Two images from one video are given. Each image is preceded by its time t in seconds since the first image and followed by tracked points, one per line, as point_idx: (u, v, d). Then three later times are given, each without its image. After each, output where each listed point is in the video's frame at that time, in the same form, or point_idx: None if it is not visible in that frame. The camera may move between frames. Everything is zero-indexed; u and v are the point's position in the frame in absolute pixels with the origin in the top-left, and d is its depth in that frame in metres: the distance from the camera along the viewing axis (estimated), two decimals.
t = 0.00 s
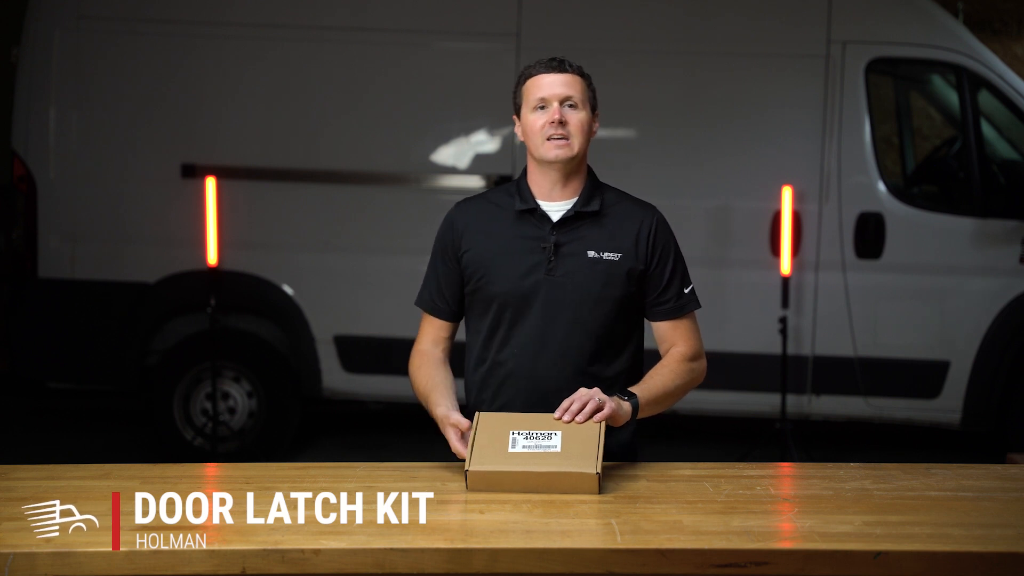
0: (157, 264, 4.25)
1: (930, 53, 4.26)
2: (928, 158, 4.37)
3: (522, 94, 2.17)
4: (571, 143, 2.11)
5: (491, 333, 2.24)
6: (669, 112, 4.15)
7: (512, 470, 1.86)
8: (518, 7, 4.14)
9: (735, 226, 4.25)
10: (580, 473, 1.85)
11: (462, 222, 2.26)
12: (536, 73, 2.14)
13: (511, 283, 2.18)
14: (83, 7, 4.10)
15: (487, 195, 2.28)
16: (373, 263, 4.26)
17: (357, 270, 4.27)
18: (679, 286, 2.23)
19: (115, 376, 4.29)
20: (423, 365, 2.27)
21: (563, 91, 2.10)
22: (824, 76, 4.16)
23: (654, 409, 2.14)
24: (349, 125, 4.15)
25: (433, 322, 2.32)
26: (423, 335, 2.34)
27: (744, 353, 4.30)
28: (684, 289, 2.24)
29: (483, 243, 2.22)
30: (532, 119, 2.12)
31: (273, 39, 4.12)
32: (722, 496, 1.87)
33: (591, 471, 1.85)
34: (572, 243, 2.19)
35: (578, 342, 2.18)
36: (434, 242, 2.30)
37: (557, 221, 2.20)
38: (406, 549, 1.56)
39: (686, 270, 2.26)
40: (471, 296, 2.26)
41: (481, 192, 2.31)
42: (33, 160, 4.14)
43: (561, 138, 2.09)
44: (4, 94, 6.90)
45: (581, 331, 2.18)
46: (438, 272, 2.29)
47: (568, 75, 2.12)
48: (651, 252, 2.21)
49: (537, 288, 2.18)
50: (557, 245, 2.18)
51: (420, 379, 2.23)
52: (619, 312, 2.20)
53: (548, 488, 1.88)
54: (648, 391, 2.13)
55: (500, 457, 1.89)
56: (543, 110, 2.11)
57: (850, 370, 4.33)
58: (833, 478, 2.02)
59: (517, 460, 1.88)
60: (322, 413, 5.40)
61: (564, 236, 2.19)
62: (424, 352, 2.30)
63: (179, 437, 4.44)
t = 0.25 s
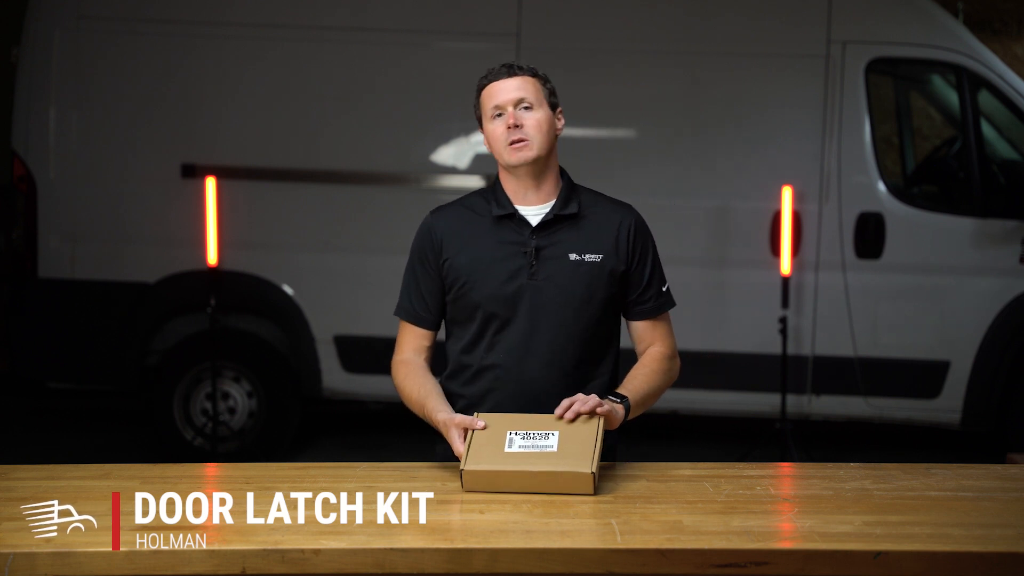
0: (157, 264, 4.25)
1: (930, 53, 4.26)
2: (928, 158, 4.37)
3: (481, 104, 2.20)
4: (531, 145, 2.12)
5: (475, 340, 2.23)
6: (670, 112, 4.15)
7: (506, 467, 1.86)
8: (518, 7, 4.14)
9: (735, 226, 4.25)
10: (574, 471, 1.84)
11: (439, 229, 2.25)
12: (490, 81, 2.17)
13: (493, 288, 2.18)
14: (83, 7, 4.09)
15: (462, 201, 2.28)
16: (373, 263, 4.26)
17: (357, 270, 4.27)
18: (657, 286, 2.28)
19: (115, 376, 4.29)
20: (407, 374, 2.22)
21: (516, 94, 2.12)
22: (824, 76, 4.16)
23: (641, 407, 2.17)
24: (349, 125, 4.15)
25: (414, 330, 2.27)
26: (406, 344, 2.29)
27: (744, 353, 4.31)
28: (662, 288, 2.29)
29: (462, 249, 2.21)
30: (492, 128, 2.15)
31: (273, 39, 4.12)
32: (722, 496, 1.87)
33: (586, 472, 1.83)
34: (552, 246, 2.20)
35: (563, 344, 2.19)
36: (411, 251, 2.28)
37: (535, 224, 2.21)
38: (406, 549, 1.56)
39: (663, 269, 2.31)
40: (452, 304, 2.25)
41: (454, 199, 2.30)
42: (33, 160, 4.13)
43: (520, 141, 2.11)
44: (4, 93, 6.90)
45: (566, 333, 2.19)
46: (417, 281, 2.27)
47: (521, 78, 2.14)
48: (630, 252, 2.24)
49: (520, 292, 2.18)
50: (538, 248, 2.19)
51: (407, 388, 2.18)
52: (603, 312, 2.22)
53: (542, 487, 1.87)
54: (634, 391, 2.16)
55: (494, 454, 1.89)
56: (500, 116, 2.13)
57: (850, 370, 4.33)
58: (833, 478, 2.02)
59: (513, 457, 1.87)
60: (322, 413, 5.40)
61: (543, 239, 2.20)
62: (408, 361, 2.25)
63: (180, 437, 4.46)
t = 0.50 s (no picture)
0: (157, 264, 4.25)
1: (930, 53, 4.26)
2: (928, 158, 4.36)
3: (464, 107, 2.19)
4: (519, 148, 2.13)
5: (466, 343, 2.26)
6: (670, 112, 4.15)
7: (490, 409, 1.79)
8: (518, 7, 4.14)
9: (735, 226, 4.25)
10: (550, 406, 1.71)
11: (426, 233, 2.26)
12: (472, 84, 2.17)
13: (483, 291, 2.21)
14: (83, 7, 4.09)
15: (446, 205, 2.28)
16: (373, 264, 4.26)
17: (357, 270, 4.27)
18: (642, 283, 2.32)
19: (115, 376, 4.29)
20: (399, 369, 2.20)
21: (501, 98, 2.12)
22: (824, 76, 4.16)
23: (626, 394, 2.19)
24: (349, 125, 4.15)
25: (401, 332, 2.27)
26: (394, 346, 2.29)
27: (744, 353, 4.31)
28: (647, 285, 2.33)
29: (450, 253, 2.23)
30: (477, 131, 2.15)
31: (273, 39, 4.12)
32: (722, 496, 1.87)
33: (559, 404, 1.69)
34: (540, 248, 2.22)
35: (554, 345, 2.22)
36: (396, 255, 2.28)
37: (522, 226, 2.23)
38: (406, 549, 1.56)
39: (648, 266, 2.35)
40: (440, 307, 2.26)
41: (437, 202, 2.31)
42: (33, 160, 4.13)
43: (508, 145, 2.12)
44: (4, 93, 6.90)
45: (558, 334, 2.22)
46: (404, 285, 2.28)
47: (505, 81, 2.14)
48: (617, 250, 2.28)
49: (511, 294, 2.20)
50: (526, 250, 2.22)
51: (402, 381, 2.16)
52: (592, 311, 2.26)
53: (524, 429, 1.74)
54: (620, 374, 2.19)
55: (487, 404, 1.85)
56: (486, 120, 2.13)
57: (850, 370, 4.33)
58: (833, 478, 2.02)
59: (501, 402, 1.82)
60: (322, 413, 5.40)
61: (531, 241, 2.22)
62: (397, 360, 2.24)
63: (179, 437, 4.46)
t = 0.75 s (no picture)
0: (158, 264, 4.25)
1: (930, 53, 4.26)
2: (928, 158, 4.34)
3: (456, 114, 2.17)
4: (513, 164, 2.15)
5: (458, 345, 2.26)
6: (670, 112, 4.15)
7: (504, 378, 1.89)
8: (518, 7, 4.14)
9: (735, 227, 4.25)
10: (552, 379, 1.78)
11: (415, 235, 2.26)
12: (466, 93, 2.14)
13: (474, 293, 2.22)
14: (83, 7, 4.09)
15: (433, 207, 2.29)
16: (373, 264, 4.26)
17: (357, 270, 4.27)
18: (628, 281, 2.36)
19: (115, 376, 4.29)
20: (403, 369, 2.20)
21: (497, 113, 2.11)
22: (824, 76, 4.16)
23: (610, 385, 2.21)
24: (349, 125, 4.15)
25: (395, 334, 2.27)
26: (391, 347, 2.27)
27: (744, 353, 4.31)
28: (632, 285, 2.37)
29: (440, 255, 2.24)
30: (471, 142, 2.15)
31: (273, 38, 4.12)
32: (722, 496, 1.87)
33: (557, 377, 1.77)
34: (530, 248, 2.24)
35: (545, 344, 2.24)
36: (385, 258, 2.28)
37: (511, 227, 2.25)
38: (406, 549, 1.56)
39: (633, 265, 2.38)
40: (431, 309, 2.27)
41: (425, 204, 2.32)
42: (33, 160, 4.13)
43: (502, 161, 2.14)
44: (4, 93, 6.90)
45: (550, 334, 2.24)
46: (393, 288, 2.27)
47: (500, 93, 2.12)
48: (604, 249, 2.31)
49: (502, 296, 2.22)
50: (516, 251, 2.24)
51: (410, 381, 2.16)
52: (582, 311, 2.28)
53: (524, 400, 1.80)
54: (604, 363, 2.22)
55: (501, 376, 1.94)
56: (481, 133, 2.13)
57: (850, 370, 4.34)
58: (833, 478, 2.02)
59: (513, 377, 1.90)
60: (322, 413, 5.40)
61: (520, 242, 2.24)
62: (398, 361, 2.23)
63: (180, 437, 4.46)
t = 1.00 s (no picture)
0: (158, 264, 4.25)
1: (929, 53, 4.26)
2: (928, 158, 4.35)
3: (453, 124, 2.15)
4: (510, 176, 2.15)
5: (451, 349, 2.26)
6: (670, 112, 4.15)
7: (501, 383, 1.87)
8: (518, 7, 4.14)
9: (735, 226, 4.25)
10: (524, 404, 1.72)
11: (406, 239, 2.26)
12: (463, 104, 2.12)
13: (466, 297, 2.22)
14: (83, 7, 4.09)
15: (425, 210, 2.30)
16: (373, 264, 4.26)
17: (357, 270, 4.27)
18: (623, 282, 2.35)
19: (115, 376, 4.29)
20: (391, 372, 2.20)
21: (496, 125, 2.10)
22: (824, 76, 4.16)
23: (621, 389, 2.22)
24: (349, 125, 4.15)
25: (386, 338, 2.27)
26: (380, 351, 2.28)
27: (744, 353, 4.31)
28: (627, 285, 2.36)
29: (432, 258, 2.24)
30: (469, 154, 2.14)
31: (273, 38, 4.12)
32: (722, 496, 1.88)
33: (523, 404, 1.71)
34: (522, 252, 2.25)
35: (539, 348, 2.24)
36: (377, 262, 2.28)
37: (504, 231, 2.26)
38: (406, 549, 1.56)
39: (629, 265, 2.38)
40: (424, 313, 2.27)
41: (417, 207, 2.32)
42: (33, 160, 4.13)
43: (501, 173, 2.13)
44: (4, 93, 6.90)
45: (543, 337, 2.24)
46: (385, 291, 2.27)
47: (499, 105, 2.11)
48: (598, 250, 2.31)
49: (494, 299, 2.22)
50: (508, 254, 2.24)
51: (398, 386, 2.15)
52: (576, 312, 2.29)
53: (508, 412, 1.78)
54: (612, 368, 2.22)
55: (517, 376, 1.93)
56: (479, 145, 2.12)
57: (850, 370, 4.34)
58: (833, 478, 2.03)
59: (517, 381, 1.88)
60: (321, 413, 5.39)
61: (513, 245, 2.25)
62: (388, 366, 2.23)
63: (179, 437, 4.47)
